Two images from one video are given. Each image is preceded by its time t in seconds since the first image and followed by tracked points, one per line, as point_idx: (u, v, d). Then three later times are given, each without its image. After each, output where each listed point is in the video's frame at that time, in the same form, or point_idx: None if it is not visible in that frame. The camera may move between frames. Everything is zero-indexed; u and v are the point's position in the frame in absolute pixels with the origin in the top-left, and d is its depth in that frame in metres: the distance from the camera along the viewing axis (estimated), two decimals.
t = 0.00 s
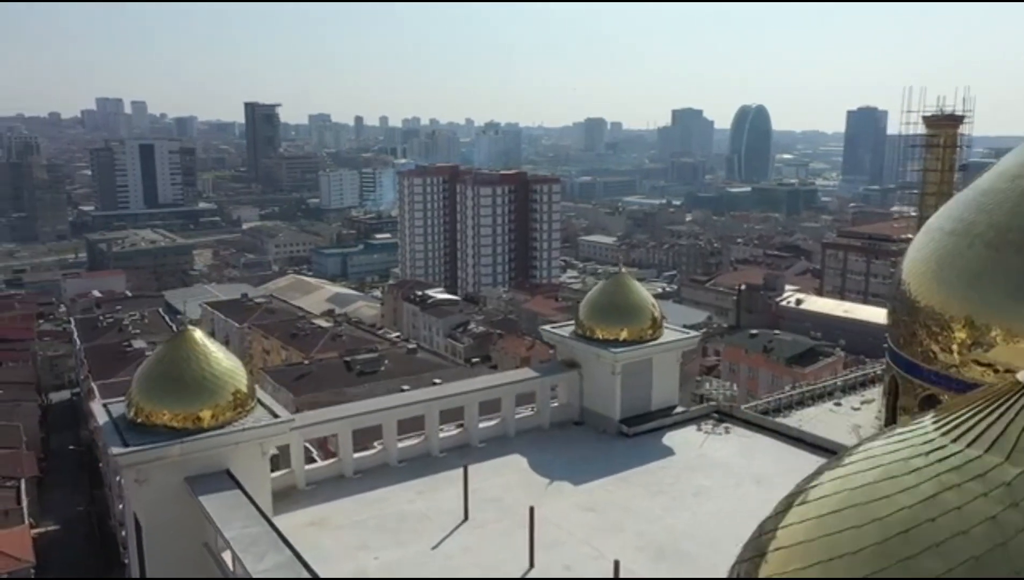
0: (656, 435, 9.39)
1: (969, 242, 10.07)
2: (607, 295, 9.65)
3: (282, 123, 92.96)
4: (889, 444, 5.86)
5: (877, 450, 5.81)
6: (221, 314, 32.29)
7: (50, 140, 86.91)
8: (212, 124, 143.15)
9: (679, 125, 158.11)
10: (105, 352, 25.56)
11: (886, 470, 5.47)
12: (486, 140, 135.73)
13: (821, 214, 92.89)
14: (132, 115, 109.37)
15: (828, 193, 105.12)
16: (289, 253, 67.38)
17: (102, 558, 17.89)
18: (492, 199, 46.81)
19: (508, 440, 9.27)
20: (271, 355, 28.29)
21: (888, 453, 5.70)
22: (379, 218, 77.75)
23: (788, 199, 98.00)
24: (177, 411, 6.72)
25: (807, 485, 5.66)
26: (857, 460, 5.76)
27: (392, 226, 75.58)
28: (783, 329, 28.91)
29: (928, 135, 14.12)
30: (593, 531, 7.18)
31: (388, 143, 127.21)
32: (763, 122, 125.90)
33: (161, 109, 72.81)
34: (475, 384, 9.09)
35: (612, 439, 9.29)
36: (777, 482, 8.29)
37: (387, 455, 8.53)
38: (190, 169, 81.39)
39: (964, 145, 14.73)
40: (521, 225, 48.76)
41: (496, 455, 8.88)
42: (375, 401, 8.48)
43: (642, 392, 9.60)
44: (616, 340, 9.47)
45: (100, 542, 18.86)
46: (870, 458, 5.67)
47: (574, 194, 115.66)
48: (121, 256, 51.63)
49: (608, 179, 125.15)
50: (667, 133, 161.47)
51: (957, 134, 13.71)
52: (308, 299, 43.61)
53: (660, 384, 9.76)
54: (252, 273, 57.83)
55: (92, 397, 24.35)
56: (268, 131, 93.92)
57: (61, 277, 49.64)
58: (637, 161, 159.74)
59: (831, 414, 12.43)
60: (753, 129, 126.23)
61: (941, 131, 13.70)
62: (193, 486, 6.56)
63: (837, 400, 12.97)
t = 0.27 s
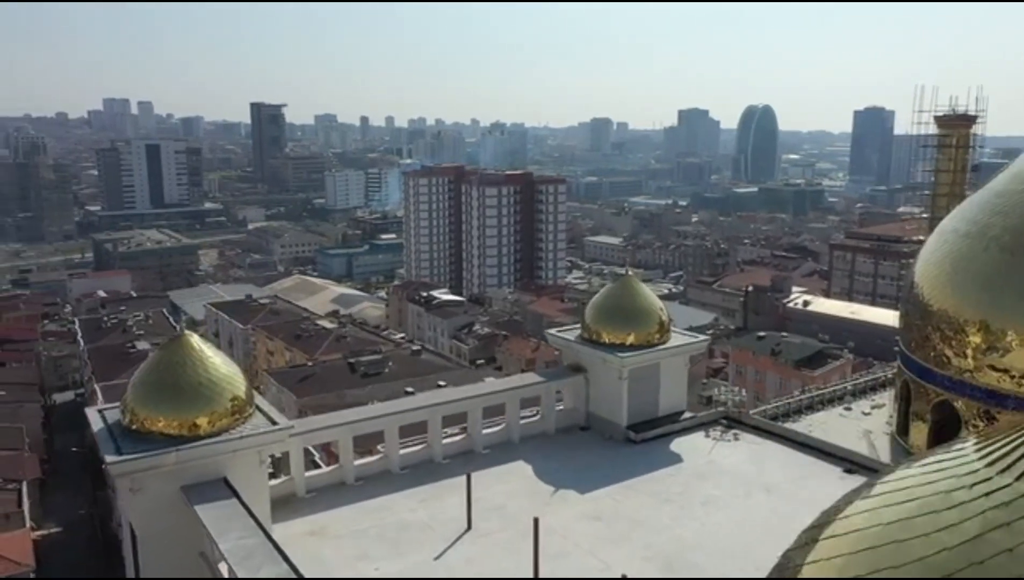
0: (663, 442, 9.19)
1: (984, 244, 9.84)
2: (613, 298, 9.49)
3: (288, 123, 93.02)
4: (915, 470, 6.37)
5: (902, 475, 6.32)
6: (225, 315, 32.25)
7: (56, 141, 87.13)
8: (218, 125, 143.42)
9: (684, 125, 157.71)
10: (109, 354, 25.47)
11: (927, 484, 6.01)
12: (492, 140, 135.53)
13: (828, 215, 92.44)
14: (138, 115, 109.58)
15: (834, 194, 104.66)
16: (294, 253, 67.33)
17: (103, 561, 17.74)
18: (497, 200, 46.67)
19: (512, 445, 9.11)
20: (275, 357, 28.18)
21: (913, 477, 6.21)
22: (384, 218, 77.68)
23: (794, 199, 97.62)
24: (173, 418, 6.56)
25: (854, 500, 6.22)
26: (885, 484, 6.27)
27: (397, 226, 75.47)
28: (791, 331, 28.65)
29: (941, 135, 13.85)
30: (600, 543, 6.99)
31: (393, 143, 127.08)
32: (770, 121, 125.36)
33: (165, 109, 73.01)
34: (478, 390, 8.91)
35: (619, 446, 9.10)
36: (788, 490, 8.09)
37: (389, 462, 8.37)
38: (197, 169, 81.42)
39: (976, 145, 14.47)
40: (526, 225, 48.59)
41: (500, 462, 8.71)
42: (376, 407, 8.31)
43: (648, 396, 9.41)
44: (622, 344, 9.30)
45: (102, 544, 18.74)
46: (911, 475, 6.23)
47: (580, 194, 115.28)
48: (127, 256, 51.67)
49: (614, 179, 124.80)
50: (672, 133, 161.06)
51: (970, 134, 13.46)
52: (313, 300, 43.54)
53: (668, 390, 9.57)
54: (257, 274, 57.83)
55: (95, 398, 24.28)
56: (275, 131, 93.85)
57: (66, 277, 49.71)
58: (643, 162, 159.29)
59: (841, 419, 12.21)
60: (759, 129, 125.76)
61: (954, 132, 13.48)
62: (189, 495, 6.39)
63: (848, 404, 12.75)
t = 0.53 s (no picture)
0: (672, 449, 8.98)
1: (1002, 247, 9.68)
2: (621, 302, 9.28)
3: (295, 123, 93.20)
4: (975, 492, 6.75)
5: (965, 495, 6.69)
6: (230, 315, 32.16)
7: (64, 141, 87.41)
8: (226, 125, 143.76)
9: (691, 125, 157.29)
10: (113, 355, 25.38)
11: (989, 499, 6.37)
12: (498, 140, 135.39)
13: (836, 215, 91.97)
14: (146, 116, 109.88)
15: (843, 194, 104.07)
16: (300, 254, 67.27)
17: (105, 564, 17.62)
18: (503, 200, 46.48)
19: (516, 452, 8.90)
20: (279, 358, 28.05)
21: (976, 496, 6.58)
22: (390, 218, 77.59)
23: (802, 199, 97.20)
24: (167, 426, 6.36)
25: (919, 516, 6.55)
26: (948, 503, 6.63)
27: (403, 226, 75.37)
28: (800, 334, 28.37)
29: (955, 135, 13.59)
30: (606, 554, 6.78)
31: (400, 143, 127.07)
32: (777, 121, 124.89)
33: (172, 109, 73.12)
34: (482, 395, 8.70)
35: (627, 453, 8.88)
36: (800, 501, 7.86)
37: (390, 470, 8.17)
38: (203, 170, 81.56)
39: (992, 145, 14.21)
40: (532, 226, 48.40)
41: (503, 470, 8.50)
42: (377, 414, 8.10)
43: (657, 403, 9.19)
44: (629, 349, 9.08)
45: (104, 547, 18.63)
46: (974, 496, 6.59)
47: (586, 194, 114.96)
48: (133, 257, 51.72)
49: (621, 180, 124.47)
50: (679, 133, 160.62)
51: (985, 134, 13.19)
52: (319, 301, 43.44)
53: (676, 396, 9.35)
54: (263, 274, 57.81)
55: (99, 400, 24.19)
56: (281, 131, 93.86)
57: (73, 277, 49.79)
58: (650, 162, 158.86)
59: (853, 424, 11.96)
60: (767, 129, 125.30)
61: (969, 132, 13.18)
62: (183, 506, 6.20)
63: (860, 410, 12.50)
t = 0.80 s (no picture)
0: (680, 457, 8.75)
1: (1020, 250, 9.39)
2: (628, 306, 9.07)
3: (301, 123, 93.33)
4: None
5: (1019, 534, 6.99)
6: (234, 316, 32.05)
7: (70, 140, 87.51)
8: (232, 125, 143.90)
9: (697, 125, 156.87)
10: (116, 356, 25.24)
11: None
12: (504, 141, 135.15)
13: (843, 215, 91.51)
14: (152, 115, 109.98)
15: (850, 194, 103.50)
16: (306, 254, 67.12)
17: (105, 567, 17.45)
18: (509, 201, 46.28)
19: (520, 461, 8.68)
20: (283, 360, 27.85)
21: None
22: (395, 219, 77.44)
23: (809, 199, 96.74)
24: (160, 436, 6.17)
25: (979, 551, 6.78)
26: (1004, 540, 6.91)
27: (408, 226, 75.18)
28: (808, 335, 28.07)
29: (968, 135, 13.33)
30: (613, 568, 6.57)
31: (406, 143, 126.92)
32: (784, 121, 124.42)
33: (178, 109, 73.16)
34: (486, 402, 8.48)
35: (634, 462, 8.65)
36: (813, 513, 7.62)
37: (391, 479, 7.96)
38: (209, 170, 81.55)
39: (1006, 145, 13.95)
40: (537, 227, 48.16)
41: (507, 478, 8.29)
42: (377, 421, 7.90)
43: (665, 410, 8.97)
44: (636, 355, 8.87)
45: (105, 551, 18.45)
46: None
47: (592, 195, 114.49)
48: (138, 257, 51.68)
49: (627, 180, 124.11)
50: (685, 133, 160.15)
51: (999, 135, 12.93)
52: (324, 301, 43.29)
53: (685, 403, 9.12)
54: (268, 274, 57.73)
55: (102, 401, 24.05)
56: (287, 131, 93.80)
57: (78, 277, 49.75)
58: (656, 162, 158.40)
59: (864, 430, 11.70)
60: (773, 129, 124.84)
61: (983, 132, 12.98)
62: (176, 518, 6.00)
63: (871, 415, 12.25)
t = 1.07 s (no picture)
0: (687, 464, 8.56)
1: None
2: (633, 310, 8.89)
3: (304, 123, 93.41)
4: None
5: None
6: (236, 317, 31.89)
7: (74, 140, 87.54)
8: (236, 125, 143.97)
9: (701, 125, 156.63)
10: (116, 358, 25.09)
11: None
12: (507, 141, 135.01)
13: (848, 216, 91.20)
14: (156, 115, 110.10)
15: (854, 195, 103.18)
16: (309, 254, 66.98)
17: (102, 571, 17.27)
18: (512, 201, 46.11)
19: (522, 468, 8.50)
20: (285, 361, 27.68)
21: None
22: (399, 219, 77.32)
23: (813, 199, 96.43)
24: (152, 444, 6.00)
25: None
26: None
27: (412, 226, 75.02)
28: (814, 337, 27.86)
29: (978, 135, 13.13)
30: None
31: (409, 143, 126.80)
32: (788, 120, 124.16)
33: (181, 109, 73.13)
34: (487, 408, 8.30)
35: (639, 469, 8.46)
36: (822, 522, 7.43)
37: (391, 487, 7.78)
38: (212, 170, 81.51)
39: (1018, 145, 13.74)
40: (541, 227, 47.98)
41: (509, 486, 8.10)
42: (376, 428, 7.72)
43: (671, 416, 8.79)
44: (642, 360, 8.68)
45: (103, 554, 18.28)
46: None
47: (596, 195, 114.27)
48: (142, 257, 51.61)
49: (630, 180, 123.86)
50: (689, 133, 159.84)
51: (1011, 134, 12.72)
52: (326, 302, 43.15)
53: (691, 408, 8.94)
54: (271, 274, 57.62)
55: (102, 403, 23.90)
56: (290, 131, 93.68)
57: (81, 277, 49.70)
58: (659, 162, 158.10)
59: (873, 435, 11.50)
60: (777, 129, 124.57)
61: (994, 132, 12.80)
62: (169, 529, 5.83)
63: (880, 420, 12.04)
